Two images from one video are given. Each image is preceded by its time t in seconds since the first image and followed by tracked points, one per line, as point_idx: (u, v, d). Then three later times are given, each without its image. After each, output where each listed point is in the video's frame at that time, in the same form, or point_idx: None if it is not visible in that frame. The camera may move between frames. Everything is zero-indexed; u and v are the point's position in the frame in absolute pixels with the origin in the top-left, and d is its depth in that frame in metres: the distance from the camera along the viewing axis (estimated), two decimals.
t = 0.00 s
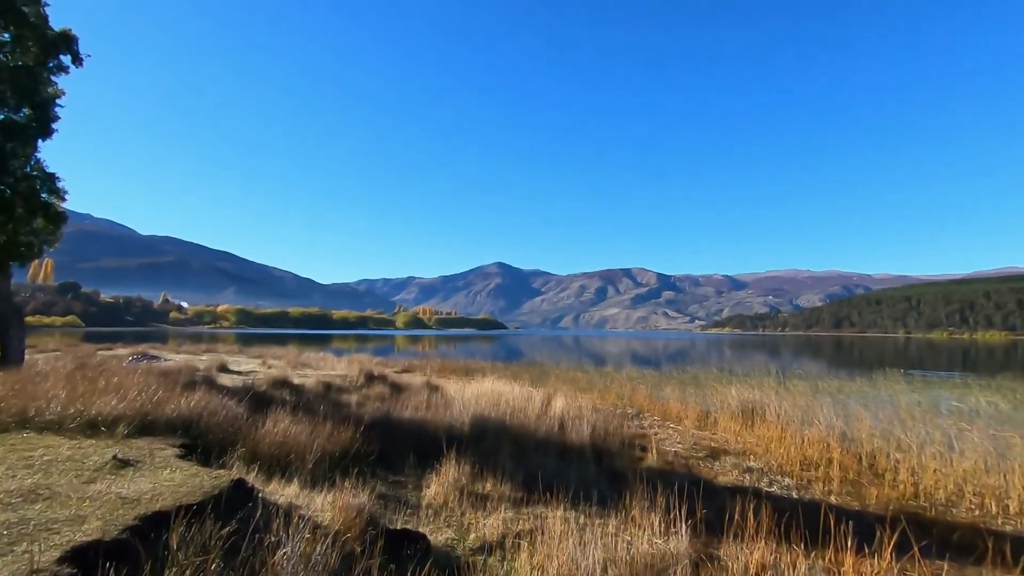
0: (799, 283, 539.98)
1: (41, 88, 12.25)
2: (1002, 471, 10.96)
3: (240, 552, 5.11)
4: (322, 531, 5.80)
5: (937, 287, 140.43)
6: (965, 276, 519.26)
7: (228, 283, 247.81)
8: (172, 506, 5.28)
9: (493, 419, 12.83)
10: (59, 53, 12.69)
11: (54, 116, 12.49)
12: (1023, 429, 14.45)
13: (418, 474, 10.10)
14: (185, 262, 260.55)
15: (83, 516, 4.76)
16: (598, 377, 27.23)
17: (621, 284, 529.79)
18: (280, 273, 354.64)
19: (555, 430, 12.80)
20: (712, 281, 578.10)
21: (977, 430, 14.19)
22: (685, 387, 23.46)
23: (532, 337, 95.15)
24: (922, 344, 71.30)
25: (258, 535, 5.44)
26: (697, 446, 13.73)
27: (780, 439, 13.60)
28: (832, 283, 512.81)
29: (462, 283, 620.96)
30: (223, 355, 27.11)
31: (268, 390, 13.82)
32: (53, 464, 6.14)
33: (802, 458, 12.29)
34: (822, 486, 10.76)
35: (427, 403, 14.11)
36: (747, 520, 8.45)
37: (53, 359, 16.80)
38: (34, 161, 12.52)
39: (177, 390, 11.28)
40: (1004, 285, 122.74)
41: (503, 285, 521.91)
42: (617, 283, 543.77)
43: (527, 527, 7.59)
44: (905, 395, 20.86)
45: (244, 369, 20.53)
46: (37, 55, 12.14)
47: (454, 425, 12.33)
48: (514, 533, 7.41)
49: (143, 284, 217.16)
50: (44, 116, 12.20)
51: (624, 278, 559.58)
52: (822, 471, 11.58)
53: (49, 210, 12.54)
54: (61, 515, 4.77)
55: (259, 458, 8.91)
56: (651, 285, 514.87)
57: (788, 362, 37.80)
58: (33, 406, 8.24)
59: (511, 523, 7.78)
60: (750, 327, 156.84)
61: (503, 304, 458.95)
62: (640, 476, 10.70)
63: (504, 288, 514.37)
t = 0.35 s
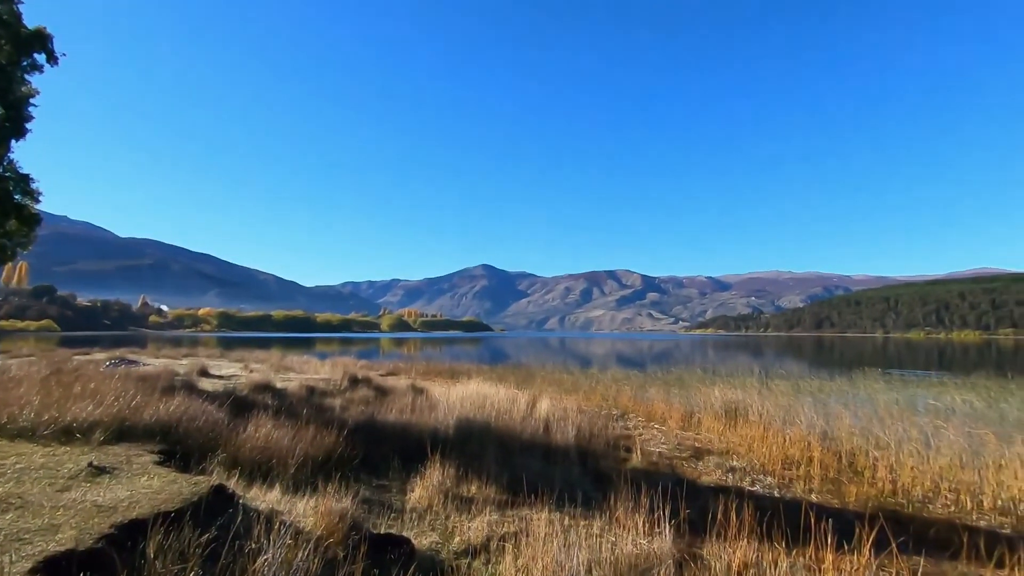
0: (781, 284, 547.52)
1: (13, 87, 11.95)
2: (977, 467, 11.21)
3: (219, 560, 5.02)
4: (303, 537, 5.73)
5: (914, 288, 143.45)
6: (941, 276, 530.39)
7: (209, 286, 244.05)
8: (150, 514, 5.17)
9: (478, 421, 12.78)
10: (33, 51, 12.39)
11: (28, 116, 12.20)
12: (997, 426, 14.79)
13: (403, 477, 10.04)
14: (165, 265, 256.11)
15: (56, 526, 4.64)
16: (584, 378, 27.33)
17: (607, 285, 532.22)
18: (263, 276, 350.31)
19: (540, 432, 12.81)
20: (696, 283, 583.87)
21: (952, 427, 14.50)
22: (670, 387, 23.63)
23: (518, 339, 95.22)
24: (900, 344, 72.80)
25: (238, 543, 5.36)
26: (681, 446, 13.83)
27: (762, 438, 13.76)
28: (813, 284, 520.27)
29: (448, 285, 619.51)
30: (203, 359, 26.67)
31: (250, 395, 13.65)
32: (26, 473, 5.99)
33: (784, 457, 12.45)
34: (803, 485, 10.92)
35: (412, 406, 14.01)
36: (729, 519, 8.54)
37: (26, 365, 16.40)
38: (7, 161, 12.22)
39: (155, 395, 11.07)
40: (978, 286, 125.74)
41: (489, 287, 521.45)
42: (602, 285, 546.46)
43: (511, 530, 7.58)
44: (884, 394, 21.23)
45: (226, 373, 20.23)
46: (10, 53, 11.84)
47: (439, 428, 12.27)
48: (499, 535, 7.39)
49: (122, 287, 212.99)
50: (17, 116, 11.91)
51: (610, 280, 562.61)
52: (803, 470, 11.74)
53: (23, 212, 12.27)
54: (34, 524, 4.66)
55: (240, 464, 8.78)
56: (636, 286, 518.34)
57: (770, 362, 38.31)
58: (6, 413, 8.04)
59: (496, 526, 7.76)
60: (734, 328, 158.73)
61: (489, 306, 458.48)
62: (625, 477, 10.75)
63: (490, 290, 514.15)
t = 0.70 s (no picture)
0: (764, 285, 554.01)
1: None
2: (954, 463, 11.45)
3: (200, 566, 4.95)
4: (286, 541, 5.67)
5: (893, 288, 146.02)
6: (920, 276, 540.73)
7: (190, 288, 240.36)
8: (128, 520, 5.07)
9: (464, 422, 12.76)
10: (7, 48, 12.12)
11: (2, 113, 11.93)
12: (972, 423, 15.12)
13: (388, 480, 9.99)
14: (145, 266, 251.71)
15: (31, 533, 4.54)
16: (570, 379, 27.39)
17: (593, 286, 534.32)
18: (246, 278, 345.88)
19: (526, 433, 12.82)
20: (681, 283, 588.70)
21: (929, 424, 14.81)
22: (655, 388, 23.77)
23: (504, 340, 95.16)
24: (879, 343, 74.05)
25: (219, 548, 5.28)
26: (666, 446, 13.93)
27: (745, 437, 13.92)
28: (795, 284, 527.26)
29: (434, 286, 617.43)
30: (184, 362, 26.20)
31: (232, 398, 13.45)
32: None
33: (766, 456, 12.61)
34: (785, 482, 11.05)
35: (397, 408, 13.92)
36: (713, 517, 8.63)
37: None
38: None
39: (134, 398, 10.88)
40: (954, 286, 128.54)
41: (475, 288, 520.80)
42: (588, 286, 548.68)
43: (497, 531, 7.56)
44: (864, 392, 21.59)
45: (208, 376, 19.95)
46: None
47: (424, 429, 12.21)
48: (485, 536, 7.38)
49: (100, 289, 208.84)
50: None
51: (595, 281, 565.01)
52: (785, 468, 11.90)
53: None
54: (7, 532, 4.54)
55: (221, 468, 8.66)
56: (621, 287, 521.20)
57: (753, 361, 38.77)
58: None
59: (481, 527, 7.74)
60: (718, 328, 160.50)
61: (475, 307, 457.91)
62: (610, 477, 10.80)
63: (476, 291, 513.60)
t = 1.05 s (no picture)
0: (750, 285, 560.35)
1: None
2: (934, 460, 11.64)
3: (183, 569, 4.89)
4: (270, 544, 5.61)
5: (875, 288, 148.32)
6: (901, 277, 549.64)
7: (174, 288, 237.11)
8: (108, 523, 4.99)
9: (451, 423, 12.71)
10: None
11: None
12: (951, 421, 15.40)
13: (374, 481, 9.93)
14: (127, 266, 247.90)
15: (7, 538, 4.46)
16: (558, 379, 27.47)
17: (580, 286, 536.15)
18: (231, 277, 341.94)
19: (514, 433, 12.81)
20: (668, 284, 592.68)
21: (910, 422, 15.05)
22: (642, 387, 23.87)
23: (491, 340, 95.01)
24: (862, 342, 75.17)
25: (203, 551, 5.21)
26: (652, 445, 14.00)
27: (731, 436, 14.07)
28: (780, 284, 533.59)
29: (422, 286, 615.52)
30: (168, 363, 25.86)
31: (216, 399, 13.27)
32: None
33: (752, 454, 12.73)
34: (770, 480, 11.17)
35: (384, 409, 13.84)
36: (698, 516, 8.69)
37: None
38: None
39: (115, 400, 10.68)
40: (935, 286, 130.78)
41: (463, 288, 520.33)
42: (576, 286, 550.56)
43: (484, 531, 7.55)
44: (847, 391, 21.91)
45: (191, 377, 19.67)
46: None
47: (411, 429, 12.16)
48: (472, 537, 7.36)
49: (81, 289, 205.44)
50: None
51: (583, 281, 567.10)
52: (770, 466, 12.02)
53: None
54: None
55: (205, 470, 8.55)
56: (609, 287, 523.96)
57: (739, 361, 39.10)
58: None
59: (468, 528, 7.73)
60: (704, 328, 162.04)
61: (463, 307, 457.49)
62: (598, 476, 10.83)
63: (464, 291, 512.93)
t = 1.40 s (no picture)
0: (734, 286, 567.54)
1: None
2: (911, 458, 11.87)
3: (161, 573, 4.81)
4: (251, 546, 5.54)
5: (856, 289, 150.92)
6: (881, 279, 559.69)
7: (155, 287, 233.41)
8: (83, 526, 4.90)
9: (437, 423, 12.65)
10: None
11: None
12: (929, 420, 15.69)
13: (358, 481, 9.86)
14: (107, 265, 243.59)
15: None
16: (544, 379, 27.51)
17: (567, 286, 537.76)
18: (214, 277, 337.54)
19: (500, 433, 12.81)
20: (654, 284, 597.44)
21: (890, 422, 15.30)
22: (627, 387, 23.98)
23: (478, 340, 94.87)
24: (843, 343, 76.53)
25: (182, 554, 5.13)
26: (637, 445, 14.08)
27: (715, 435, 14.20)
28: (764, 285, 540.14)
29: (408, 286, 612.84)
30: (149, 363, 25.45)
31: (197, 399, 13.09)
32: None
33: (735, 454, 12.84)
34: (752, 479, 11.30)
35: (369, 409, 13.75)
36: (682, 515, 8.76)
37: None
38: None
39: (93, 401, 10.49)
40: (914, 287, 133.29)
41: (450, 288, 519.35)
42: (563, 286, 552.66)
43: (469, 532, 7.53)
44: (828, 390, 22.20)
45: (172, 377, 19.36)
46: None
47: (396, 430, 12.09)
48: (456, 537, 7.33)
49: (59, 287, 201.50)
50: None
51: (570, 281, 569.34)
52: (753, 465, 12.15)
53: None
54: None
55: (185, 472, 8.43)
56: (595, 287, 526.96)
57: (723, 361, 39.48)
58: None
59: (452, 528, 7.69)
60: (689, 328, 163.54)
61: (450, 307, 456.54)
62: (582, 476, 10.86)
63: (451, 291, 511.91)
